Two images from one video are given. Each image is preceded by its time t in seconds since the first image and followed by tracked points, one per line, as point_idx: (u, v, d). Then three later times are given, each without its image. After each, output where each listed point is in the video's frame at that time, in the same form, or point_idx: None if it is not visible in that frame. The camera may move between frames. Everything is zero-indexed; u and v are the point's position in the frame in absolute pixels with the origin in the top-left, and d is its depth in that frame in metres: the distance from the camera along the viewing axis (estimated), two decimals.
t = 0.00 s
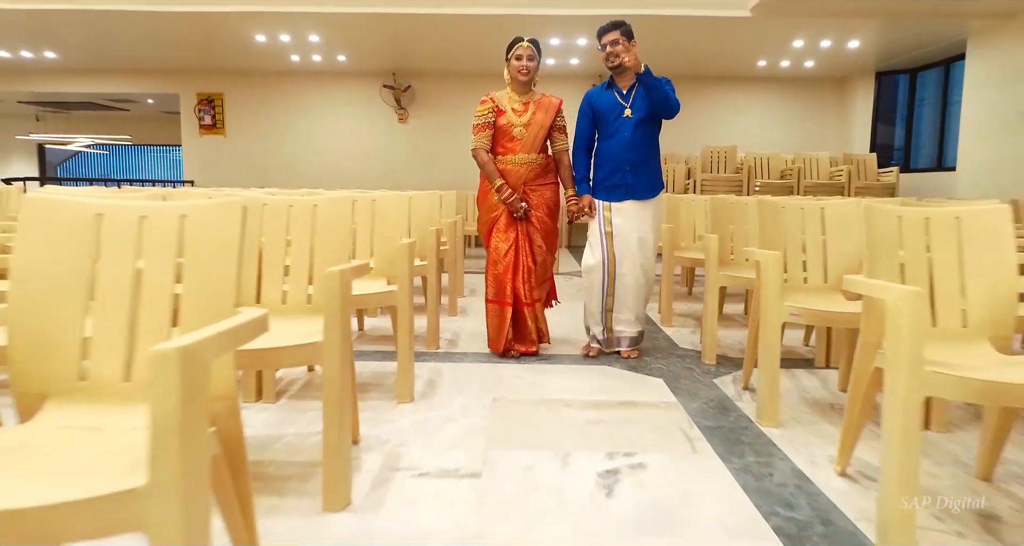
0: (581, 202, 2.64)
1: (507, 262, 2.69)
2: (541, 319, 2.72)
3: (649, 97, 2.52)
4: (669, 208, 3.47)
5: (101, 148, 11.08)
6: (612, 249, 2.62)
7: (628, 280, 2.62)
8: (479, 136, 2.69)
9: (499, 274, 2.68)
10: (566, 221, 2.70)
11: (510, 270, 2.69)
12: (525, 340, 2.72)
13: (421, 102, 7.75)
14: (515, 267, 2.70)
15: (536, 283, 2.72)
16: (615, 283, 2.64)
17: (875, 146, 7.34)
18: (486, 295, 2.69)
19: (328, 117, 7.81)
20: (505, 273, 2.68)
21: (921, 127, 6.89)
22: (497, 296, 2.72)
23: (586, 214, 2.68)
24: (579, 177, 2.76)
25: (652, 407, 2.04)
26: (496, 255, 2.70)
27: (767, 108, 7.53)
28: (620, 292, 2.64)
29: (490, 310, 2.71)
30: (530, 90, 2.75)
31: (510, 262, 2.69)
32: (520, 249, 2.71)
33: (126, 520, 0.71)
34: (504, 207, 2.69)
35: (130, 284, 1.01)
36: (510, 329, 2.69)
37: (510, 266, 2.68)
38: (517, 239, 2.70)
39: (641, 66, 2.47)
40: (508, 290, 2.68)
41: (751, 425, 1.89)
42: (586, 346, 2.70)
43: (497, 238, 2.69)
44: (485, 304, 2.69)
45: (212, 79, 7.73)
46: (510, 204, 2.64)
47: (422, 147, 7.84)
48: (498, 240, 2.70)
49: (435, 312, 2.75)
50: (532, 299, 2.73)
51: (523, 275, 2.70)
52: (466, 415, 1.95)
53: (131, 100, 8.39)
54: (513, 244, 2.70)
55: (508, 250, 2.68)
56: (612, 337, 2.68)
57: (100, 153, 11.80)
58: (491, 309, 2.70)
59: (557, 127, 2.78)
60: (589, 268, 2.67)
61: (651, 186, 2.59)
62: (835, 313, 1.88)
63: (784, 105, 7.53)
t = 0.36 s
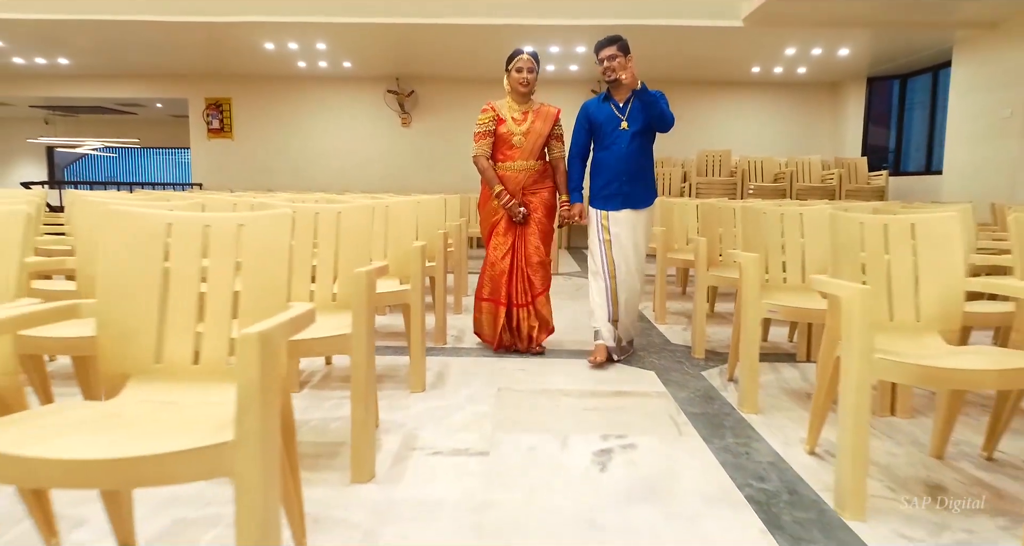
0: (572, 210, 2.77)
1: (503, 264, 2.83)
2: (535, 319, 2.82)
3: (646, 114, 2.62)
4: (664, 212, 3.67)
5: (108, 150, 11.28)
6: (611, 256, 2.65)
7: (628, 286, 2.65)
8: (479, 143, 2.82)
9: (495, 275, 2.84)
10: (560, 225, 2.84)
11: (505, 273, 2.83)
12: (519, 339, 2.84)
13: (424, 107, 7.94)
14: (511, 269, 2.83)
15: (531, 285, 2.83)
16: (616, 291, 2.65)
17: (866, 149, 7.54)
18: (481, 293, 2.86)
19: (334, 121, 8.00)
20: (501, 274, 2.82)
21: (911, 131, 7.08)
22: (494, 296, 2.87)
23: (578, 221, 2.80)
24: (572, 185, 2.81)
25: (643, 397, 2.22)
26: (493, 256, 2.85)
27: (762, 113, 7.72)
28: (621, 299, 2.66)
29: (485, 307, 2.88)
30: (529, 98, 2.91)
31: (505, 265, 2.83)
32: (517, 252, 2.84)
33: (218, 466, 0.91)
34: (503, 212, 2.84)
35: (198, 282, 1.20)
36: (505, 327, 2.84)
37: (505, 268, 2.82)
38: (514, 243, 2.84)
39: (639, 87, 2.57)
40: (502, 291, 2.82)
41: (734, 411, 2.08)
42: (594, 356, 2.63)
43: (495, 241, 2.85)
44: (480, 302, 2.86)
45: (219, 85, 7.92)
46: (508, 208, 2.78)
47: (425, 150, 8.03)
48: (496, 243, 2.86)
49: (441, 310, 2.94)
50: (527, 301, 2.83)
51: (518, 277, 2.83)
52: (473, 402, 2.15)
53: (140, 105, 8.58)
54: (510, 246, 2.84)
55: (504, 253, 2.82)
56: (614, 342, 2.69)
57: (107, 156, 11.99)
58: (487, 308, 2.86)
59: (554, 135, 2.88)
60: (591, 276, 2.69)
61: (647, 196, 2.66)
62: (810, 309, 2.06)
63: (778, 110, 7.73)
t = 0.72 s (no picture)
0: (566, 220, 2.94)
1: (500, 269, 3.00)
2: (523, 321, 2.91)
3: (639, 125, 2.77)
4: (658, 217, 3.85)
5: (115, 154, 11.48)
6: (607, 261, 2.82)
7: (621, 288, 2.84)
8: (481, 156, 3.01)
9: (492, 279, 3.01)
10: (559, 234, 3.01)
11: (501, 277, 3.00)
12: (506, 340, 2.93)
13: (427, 113, 8.14)
14: (507, 274, 2.99)
15: (523, 290, 2.96)
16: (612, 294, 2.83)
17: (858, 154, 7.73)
18: (478, 295, 3.03)
19: (339, 126, 8.19)
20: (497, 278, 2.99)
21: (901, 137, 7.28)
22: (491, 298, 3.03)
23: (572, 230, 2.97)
24: (564, 194, 2.95)
25: (637, 391, 2.40)
26: (491, 262, 3.03)
27: (756, 118, 7.91)
28: (616, 300, 2.84)
29: (480, 309, 3.04)
30: (530, 112, 3.09)
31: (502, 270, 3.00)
32: (513, 258, 3.00)
33: (278, 436, 1.09)
34: (503, 221, 3.02)
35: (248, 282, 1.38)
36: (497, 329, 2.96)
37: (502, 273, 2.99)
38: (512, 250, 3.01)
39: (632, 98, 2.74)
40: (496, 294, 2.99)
41: (719, 402, 2.26)
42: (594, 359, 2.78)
43: (494, 248, 3.03)
44: (476, 303, 3.03)
45: (227, 91, 8.12)
46: (506, 217, 2.96)
47: (428, 155, 8.22)
48: (495, 250, 3.04)
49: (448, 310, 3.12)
50: (519, 305, 2.96)
51: (512, 281, 2.97)
52: (480, 394, 2.33)
53: (149, 110, 8.77)
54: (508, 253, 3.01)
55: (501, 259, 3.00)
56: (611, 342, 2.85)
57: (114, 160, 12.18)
58: (483, 309, 3.03)
59: (553, 148, 3.05)
60: (588, 281, 2.85)
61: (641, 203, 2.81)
62: (788, 307, 2.23)
63: (772, 116, 7.92)
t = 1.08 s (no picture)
0: (567, 225, 3.06)
1: (503, 275, 3.16)
2: (525, 327, 3.10)
3: (631, 133, 2.93)
4: (654, 222, 4.05)
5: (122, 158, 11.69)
6: (596, 264, 2.99)
7: (616, 294, 2.98)
8: (486, 164, 3.19)
9: (494, 284, 3.17)
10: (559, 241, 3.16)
11: (503, 283, 3.16)
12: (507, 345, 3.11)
13: (429, 118, 8.34)
14: (509, 280, 3.16)
15: (524, 296, 3.13)
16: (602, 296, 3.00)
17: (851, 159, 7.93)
18: (481, 299, 3.19)
19: (343, 132, 8.38)
20: (499, 283, 3.15)
21: (891, 142, 7.48)
22: (492, 303, 3.19)
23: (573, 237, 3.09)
24: (563, 201, 3.08)
25: (630, 385, 2.59)
26: (493, 267, 3.20)
27: (751, 124, 8.10)
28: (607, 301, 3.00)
29: (483, 312, 3.21)
30: (534, 122, 3.26)
31: (505, 277, 3.16)
32: (515, 264, 3.17)
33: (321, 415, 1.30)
34: (505, 228, 3.18)
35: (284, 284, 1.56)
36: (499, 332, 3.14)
37: (503, 278, 3.15)
38: (514, 258, 3.17)
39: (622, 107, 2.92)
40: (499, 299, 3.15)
41: (706, 394, 2.45)
42: (591, 355, 3.00)
43: (497, 253, 3.20)
44: (479, 307, 3.20)
45: (235, 98, 8.32)
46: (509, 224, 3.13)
47: (431, 160, 8.42)
48: (498, 255, 3.21)
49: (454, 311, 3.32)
50: (521, 311, 3.15)
51: (514, 287, 3.14)
52: (485, 387, 2.53)
53: (158, 115, 8.97)
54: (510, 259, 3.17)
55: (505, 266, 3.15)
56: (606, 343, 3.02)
57: (122, 164, 12.37)
58: (485, 312, 3.20)
59: (553, 157, 3.22)
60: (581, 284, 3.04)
61: (631, 208, 2.97)
62: (769, 307, 2.41)
63: (767, 121, 8.12)
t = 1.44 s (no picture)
0: (569, 230, 3.19)
1: (509, 276, 3.32)
2: (532, 327, 3.28)
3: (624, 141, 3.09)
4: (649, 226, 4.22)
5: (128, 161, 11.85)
6: (596, 268, 3.13)
7: (615, 296, 3.09)
8: (492, 169, 3.33)
9: (501, 286, 3.31)
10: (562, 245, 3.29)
11: (510, 284, 3.32)
12: (515, 344, 3.27)
13: (432, 123, 8.51)
14: (516, 281, 3.31)
15: (531, 297, 3.31)
16: (604, 299, 3.13)
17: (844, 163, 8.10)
18: (487, 301, 3.32)
19: (348, 136, 8.55)
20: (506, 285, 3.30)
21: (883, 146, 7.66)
22: (499, 303, 3.34)
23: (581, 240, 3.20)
24: (564, 206, 3.24)
25: (626, 381, 2.75)
26: (500, 270, 3.33)
27: (747, 129, 8.27)
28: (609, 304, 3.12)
29: (488, 314, 3.33)
30: (538, 129, 3.41)
31: (511, 277, 3.32)
32: (521, 267, 3.32)
33: (346, 400, 1.47)
34: (511, 231, 3.32)
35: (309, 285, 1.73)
36: (506, 333, 3.28)
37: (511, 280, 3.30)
38: (520, 259, 3.33)
39: (615, 115, 3.07)
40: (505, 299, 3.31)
41: (697, 389, 2.62)
42: (587, 353, 3.22)
43: (503, 256, 3.33)
44: (485, 309, 3.32)
45: (241, 103, 8.48)
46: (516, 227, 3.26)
47: (433, 163, 8.58)
48: (503, 258, 3.34)
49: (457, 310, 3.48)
50: (527, 311, 3.30)
51: (521, 288, 3.31)
52: (489, 382, 2.69)
53: (164, 119, 9.13)
54: (517, 261, 3.32)
55: (511, 267, 3.32)
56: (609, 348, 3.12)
57: (128, 167, 12.53)
58: (490, 314, 3.33)
59: (556, 163, 3.39)
60: (581, 286, 3.22)
61: (624, 215, 3.13)
62: (756, 307, 2.57)
63: (762, 126, 8.29)
